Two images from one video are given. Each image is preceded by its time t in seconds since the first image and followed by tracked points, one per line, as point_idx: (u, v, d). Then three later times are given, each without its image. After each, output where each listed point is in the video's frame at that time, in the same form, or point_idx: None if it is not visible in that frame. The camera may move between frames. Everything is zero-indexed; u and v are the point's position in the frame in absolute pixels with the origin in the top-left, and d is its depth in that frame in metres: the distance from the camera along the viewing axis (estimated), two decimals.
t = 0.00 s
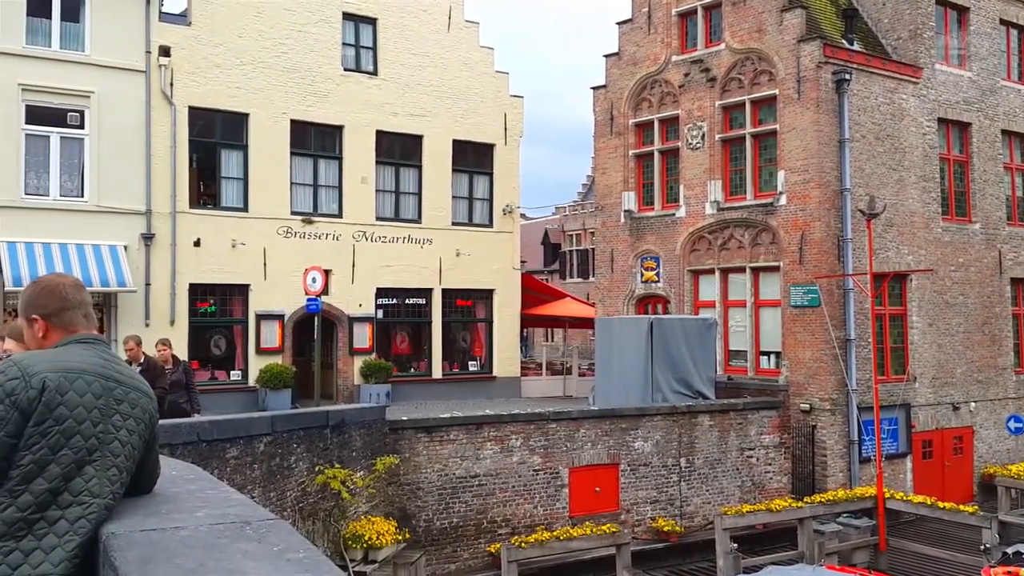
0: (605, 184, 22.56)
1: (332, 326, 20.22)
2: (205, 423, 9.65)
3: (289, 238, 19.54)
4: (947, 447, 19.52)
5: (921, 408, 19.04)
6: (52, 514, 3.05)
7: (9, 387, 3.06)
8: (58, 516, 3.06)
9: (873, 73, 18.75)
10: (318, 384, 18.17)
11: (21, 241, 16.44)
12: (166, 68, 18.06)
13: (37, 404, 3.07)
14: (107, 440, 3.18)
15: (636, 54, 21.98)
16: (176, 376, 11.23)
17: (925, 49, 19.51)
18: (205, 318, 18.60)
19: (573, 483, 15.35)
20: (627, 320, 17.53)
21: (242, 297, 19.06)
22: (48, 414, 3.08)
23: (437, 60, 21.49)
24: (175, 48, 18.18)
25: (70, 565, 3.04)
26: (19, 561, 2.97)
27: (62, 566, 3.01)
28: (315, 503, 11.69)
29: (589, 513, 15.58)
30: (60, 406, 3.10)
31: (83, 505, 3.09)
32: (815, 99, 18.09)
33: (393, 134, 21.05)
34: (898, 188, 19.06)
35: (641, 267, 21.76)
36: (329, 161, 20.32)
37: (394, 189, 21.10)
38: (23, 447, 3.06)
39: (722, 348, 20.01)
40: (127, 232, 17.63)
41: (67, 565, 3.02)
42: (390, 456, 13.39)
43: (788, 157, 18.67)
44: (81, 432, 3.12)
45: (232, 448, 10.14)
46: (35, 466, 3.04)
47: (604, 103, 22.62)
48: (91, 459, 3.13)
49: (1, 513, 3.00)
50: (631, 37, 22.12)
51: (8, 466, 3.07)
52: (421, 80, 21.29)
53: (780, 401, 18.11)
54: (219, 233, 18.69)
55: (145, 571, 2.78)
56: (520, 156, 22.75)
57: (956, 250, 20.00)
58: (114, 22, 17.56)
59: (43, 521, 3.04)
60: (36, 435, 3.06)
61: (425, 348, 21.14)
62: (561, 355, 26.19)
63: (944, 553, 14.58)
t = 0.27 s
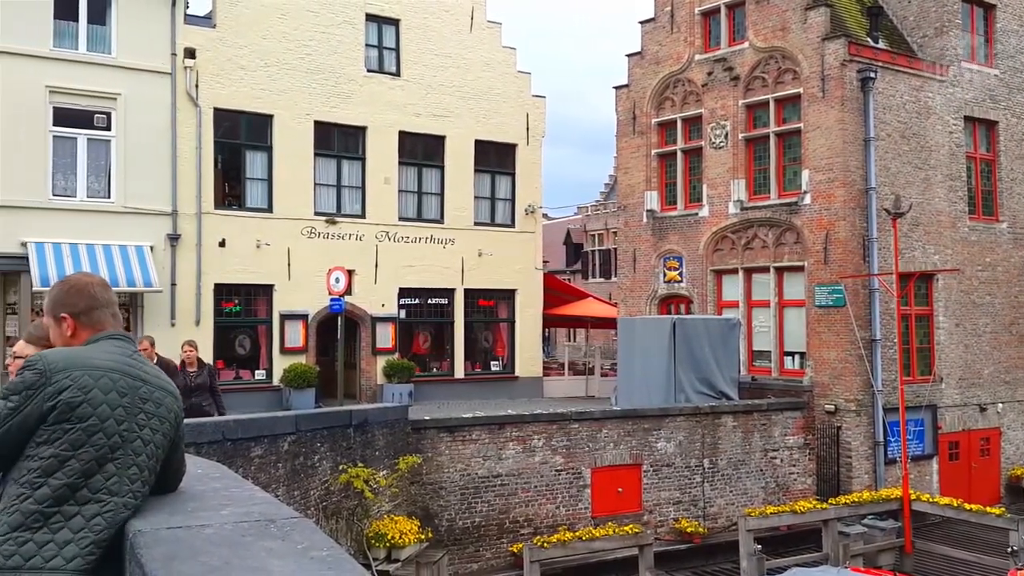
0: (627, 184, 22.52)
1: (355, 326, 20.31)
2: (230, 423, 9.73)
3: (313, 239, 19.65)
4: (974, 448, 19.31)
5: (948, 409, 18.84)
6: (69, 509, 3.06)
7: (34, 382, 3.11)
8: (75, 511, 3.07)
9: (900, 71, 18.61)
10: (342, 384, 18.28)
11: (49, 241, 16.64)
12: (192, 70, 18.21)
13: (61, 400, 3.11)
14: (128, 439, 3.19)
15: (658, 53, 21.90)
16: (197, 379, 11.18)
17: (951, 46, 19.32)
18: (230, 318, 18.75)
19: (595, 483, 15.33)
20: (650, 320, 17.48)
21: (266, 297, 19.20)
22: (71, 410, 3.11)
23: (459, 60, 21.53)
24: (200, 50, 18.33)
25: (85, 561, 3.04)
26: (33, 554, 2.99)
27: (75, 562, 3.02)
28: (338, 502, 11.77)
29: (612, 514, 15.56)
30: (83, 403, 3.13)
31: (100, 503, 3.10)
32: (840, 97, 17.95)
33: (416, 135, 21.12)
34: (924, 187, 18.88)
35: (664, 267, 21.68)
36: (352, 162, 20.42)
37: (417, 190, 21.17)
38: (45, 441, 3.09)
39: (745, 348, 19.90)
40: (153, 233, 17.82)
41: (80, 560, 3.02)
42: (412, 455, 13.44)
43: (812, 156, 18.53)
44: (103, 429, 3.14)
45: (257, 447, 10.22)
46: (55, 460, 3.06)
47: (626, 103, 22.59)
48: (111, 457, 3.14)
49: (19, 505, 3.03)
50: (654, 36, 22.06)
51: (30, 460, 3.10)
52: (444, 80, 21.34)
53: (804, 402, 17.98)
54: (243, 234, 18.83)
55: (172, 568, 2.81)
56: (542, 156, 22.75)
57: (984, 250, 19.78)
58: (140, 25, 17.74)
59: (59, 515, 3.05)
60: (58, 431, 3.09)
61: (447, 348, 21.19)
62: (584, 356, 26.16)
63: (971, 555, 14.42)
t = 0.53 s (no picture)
0: (650, 183, 22.45)
1: (379, 325, 20.38)
2: (255, 422, 9.80)
3: (336, 239, 19.74)
4: (1001, 450, 19.07)
5: (975, 410, 18.63)
6: (92, 506, 3.09)
7: (60, 380, 3.11)
8: (98, 508, 3.10)
9: (925, 69, 18.45)
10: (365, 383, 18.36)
11: (76, 242, 16.83)
12: (217, 72, 18.36)
13: (86, 398, 3.11)
14: (153, 437, 3.20)
15: (682, 51, 21.81)
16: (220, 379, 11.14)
17: (978, 43, 19.12)
18: (255, 317, 18.88)
19: (618, 483, 15.29)
20: (673, 320, 17.39)
21: (291, 297, 19.31)
22: (96, 409, 3.10)
23: (482, 60, 21.56)
24: (225, 52, 18.47)
25: (107, 558, 3.08)
26: (56, 550, 3.03)
27: (97, 558, 3.06)
28: (362, 501, 11.82)
29: (635, 515, 15.52)
30: (108, 402, 3.13)
31: (123, 500, 3.12)
32: (865, 95, 17.80)
33: (439, 135, 21.16)
34: (951, 186, 18.68)
35: (687, 267, 21.59)
36: (375, 162, 20.50)
37: (439, 190, 21.22)
38: (70, 439, 3.10)
39: (770, 349, 19.78)
40: (179, 234, 17.98)
41: (102, 557, 3.07)
42: (435, 455, 13.47)
43: (837, 155, 18.38)
44: (128, 427, 3.14)
45: (282, 446, 10.29)
46: (81, 458, 3.08)
47: (649, 102, 22.52)
48: (135, 456, 3.15)
49: (45, 502, 3.07)
50: (677, 35, 21.96)
51: (55, 456, 3.12)
52: (467, 81, 21.38)
53: (829, 403, 17.85)
54: (268, 234, 18.96)
55: (197, 566, 2.83)
56: (565, 156, 22.73)
57: (1011, 249, 19.54)
58: (166, 27, 17.90)
59: (82, 512, 3.08)
60: (83, 428, 3.10)
61: (470, 348, 21.23)
62: (607, 356, 26.10)
63: (999, 558, 14.24)
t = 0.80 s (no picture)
0: (674, 183, 22.36)
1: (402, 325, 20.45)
2: (279, 421, 9.86)
3: (360, 239, 19.82)
4: None
5: (1003, 411, 18.44)
6: (123, 505, 3.11)
7: (85, 381, 3.10)
8: (130, 507, 3.11)
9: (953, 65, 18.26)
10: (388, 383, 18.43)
11: (104, 242, 17.01)
12: (242, 73, 18.49)
13: (112, 399, 3.09)
14: (180, 435, 3.20)
15: (706, 50, 21.69)
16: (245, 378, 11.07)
17: (1006, 41, 18.93)
18: (279, 317, 19.01)
19: (641, 484, 15.23)
20: (696, 320, 17.27)
21: (315, 297, 19.41)
22: (123, 409, 3.10)
23: (505, 60, 21.57)
24: (249, 54, 18.60)
25: (141, 556, 3.10)
26: (91, 551, 3.05)
27: (131, 556, 3.08)
28: (385, 500, 11.85)
29: (659, 516, 15.46)
30: (135, 401, 3.12)
31: (153, 498, 3.13)
32: (891, 93, 17.64)
33: (462, 136, 21.20)
34: (978, 185, 18.48)
35: (711, 266, 21.48)
36: (398, 163, 20.56)
37: (462, 190, 21.25)
38: (99, 440, 3.09)
39: (794, 349, 19.64)
40: (204, 235, 18.13)
41: (136, 555, 3.08)
42: (458, 454, 13.49)
43: (863, 154, 18.22)
44: (155, 426, 3.14)
45: (306, 445, 10.34)
46: (110, 458, 3.08)
47: (672, 101, 22.43)
48: (163, 453, 3.16)
49: (76, 504, 3.08)
50: (700, 34, 21.85)
51: (84, 459, 3.12)
52: (490, 81, 21.39)
53: (855, 404, 17.68)
54: (293, 235, 19.07)
55: (222, 564, 2.84)
56: (587, 155, 22.68)
57: None
58: (191, 29, 18.04)
59: (114, 512, 3.10)
60: (111, 429, 3.09)
61: (493, 348, 21.25)
62: (629, 355, 26.02)
63: None
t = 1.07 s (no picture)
0: (698, 182, 22.28)
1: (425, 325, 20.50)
2: (304, 420, 9.92)
3: (383, 239, 19.89)
4: None
5: None
6: (155, 501, 3.13)
7: (110, 379, 3.13)
8: (160, 502, 3.13)
9: (982, 66, 18.13)
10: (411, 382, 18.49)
11: (131, 242, 17.19)
12: (267, 75, 18.62)
13: (137, 395, 3.11)
14: (205, 429, 3.21)
15: (730, 48, 21.57)
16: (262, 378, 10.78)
17: None
18: (304, 317, 19.12)
19: (665, 485, 15.17)
20: (720, 321, 17.16)
21: (339, 297, 19.51)
22: (148, 405, 3.12)
23: (528, 60, 21.57)
24: (274, 55, 18.71)
25: (173, 550, 3.13)
26: (125, 548, 3.09)
27: (165, 551, 3.11)
28: (409, 500, 11.87)
29: (682, 516, 15.39)
30: (159, 396, 3.14)
31: (183, 492, 3.15)
32: (917, 92, 17.49)
33: (485, 136, 21.22)
34: (1006, 184, 18.31)
35: (735, 266, 21.38)
36: (422, 163, 20.61)
37: (485, 190, 21.27)
38: (126, 437, 3.12)
39: (820, 350, 19.48)
40: (230, 235, 18.26)
41: (170, 549, 3.12)
42: (481, 454, 13.49)
43: (889, 152, 18.06)
44: (180, 420, 3.16)
45: (330, 444, 10.40)
46: (138, 454, 3.11)
47: (696, 99, 22.34)
48: (190, 447, 3.17)
49: (107, 501, 3.11)
50: (725, 32, 21.73)
51: (112, 457, 3.14)
52: (513, 81, 21.40)
53: (881, 405, 17.50)
54: (317, 236, 19.17)
55: (250, 562, 2.86)
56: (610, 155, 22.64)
57: None
58: (217, 31, 18.17)
59: (146, 507, 3.13)
60: (137, 425, 3.11)
61: (515, 348, 21.26)
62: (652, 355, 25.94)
63: None
